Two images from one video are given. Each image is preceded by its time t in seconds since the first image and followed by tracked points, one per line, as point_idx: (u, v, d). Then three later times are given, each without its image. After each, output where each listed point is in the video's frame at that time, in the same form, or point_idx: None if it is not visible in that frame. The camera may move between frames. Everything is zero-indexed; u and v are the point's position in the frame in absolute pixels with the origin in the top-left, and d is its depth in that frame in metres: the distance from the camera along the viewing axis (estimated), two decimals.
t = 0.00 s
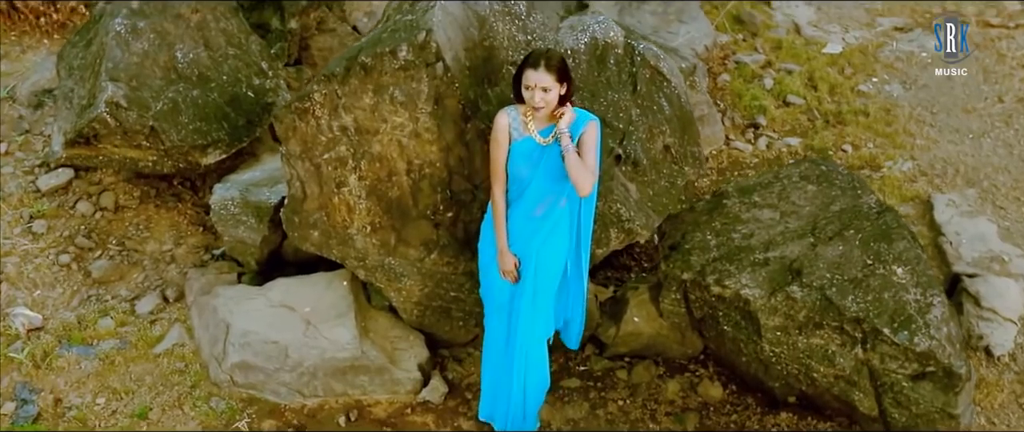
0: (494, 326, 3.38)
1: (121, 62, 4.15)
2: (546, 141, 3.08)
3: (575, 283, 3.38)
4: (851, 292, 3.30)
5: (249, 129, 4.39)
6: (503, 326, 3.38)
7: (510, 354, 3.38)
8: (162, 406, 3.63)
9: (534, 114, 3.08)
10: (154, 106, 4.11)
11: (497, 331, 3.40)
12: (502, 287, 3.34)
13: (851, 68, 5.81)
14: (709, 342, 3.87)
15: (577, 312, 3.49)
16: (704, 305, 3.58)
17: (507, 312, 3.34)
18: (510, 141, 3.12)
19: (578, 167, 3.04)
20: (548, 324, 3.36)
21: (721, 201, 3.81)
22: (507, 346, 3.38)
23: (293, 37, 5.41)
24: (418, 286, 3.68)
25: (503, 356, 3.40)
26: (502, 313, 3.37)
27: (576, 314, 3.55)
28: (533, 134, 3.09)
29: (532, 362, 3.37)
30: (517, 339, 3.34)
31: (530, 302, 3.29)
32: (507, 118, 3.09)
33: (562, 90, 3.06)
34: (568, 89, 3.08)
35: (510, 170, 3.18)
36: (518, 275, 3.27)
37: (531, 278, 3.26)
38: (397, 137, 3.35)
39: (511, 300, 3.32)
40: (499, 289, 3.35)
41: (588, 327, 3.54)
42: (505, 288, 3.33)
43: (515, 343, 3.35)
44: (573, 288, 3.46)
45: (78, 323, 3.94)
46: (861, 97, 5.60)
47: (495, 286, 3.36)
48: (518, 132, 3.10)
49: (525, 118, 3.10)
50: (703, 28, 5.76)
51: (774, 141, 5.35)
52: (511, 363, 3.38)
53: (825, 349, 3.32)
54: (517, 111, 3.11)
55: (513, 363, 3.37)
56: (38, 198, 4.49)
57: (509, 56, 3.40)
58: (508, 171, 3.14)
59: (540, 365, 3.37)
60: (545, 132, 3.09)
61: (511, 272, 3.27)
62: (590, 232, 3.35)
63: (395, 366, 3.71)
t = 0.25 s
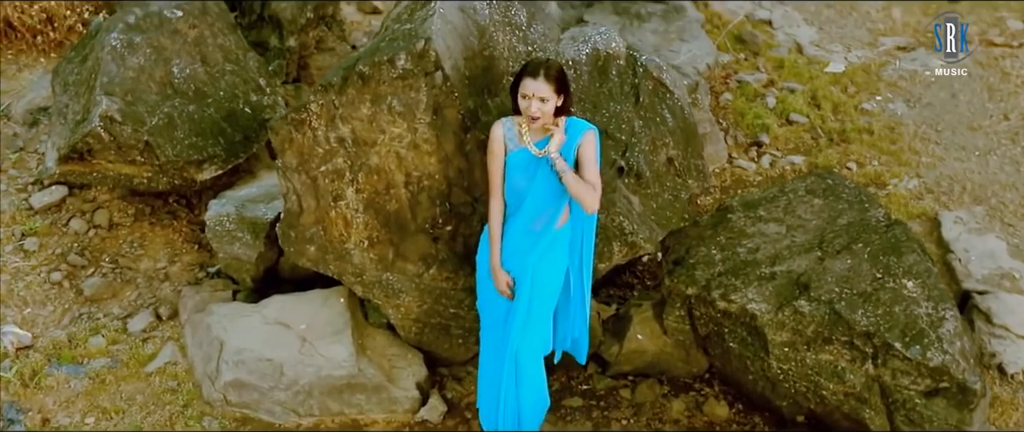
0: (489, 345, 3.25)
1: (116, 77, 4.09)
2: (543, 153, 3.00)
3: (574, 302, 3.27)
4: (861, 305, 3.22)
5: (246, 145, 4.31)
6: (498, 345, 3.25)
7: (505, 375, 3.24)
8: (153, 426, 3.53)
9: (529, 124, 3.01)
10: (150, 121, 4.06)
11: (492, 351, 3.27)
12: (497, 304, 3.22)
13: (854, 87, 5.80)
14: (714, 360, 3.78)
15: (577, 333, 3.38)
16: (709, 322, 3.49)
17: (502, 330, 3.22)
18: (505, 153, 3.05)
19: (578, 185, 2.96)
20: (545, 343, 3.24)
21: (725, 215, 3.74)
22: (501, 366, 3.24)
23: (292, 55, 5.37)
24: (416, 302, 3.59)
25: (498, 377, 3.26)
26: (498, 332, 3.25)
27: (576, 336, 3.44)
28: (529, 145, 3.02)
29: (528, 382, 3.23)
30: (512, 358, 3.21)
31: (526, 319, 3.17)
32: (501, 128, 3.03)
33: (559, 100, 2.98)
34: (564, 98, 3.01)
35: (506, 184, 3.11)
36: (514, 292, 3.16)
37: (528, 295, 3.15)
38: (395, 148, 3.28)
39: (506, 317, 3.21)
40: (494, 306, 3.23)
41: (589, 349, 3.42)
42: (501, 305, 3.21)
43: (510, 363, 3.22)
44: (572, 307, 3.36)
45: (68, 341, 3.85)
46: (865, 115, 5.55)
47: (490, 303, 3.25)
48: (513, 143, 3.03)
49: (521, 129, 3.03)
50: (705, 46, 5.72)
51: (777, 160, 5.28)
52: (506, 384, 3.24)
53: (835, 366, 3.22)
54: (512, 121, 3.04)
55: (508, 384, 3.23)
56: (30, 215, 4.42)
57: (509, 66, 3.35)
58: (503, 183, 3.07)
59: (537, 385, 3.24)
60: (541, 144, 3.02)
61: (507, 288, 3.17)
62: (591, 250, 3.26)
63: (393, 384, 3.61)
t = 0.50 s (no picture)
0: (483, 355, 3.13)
1: (112, 86, 4.04)
2: (540, 161, 2.96)
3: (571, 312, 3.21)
4: (870, 314, 3.15)
5: (243, 156, 4.25)
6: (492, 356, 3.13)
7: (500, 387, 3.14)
8: None
9: (526, 132, 2.97)
10: (145, 131, 4.01)
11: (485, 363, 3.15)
12: (491, 315, 3.12)
13: (857, 101, 5.74)
14: (719, 373, 3.71)
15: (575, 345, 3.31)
16: (714, 333, 3.40)
17: (496, 341, 3.11)
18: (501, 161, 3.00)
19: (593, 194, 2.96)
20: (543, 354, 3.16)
21: (729, 224, 3.67)
22: (496, 378, 3.13)
23: (291, 68, 5.33)
24: (415, 313, 3.53)
25: (493, 390, 3.15)
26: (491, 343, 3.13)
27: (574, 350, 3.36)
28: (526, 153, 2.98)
29: (525, 394, 3.12)
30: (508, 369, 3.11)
31: (523, 328, 3.08)
32: (496, 136, 2.99)
33: (557, 106, 2.94)
34: (563, 105, 2.97)
35: (500, 192, 3.04)
36: (510, 301, 3.07)
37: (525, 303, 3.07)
38: (393, 155, 3.22)
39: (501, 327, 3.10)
40: (488, 317, 3.13)
41: (588, 362, 3.35)
42: (495, 316, 3.11)
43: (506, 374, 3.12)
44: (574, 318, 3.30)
45: (59, 354, 3.78)
46: (869, 129, 5.50)
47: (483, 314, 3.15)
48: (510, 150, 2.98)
49: (517, 137, 2.99)
50: (706, 59, 5.68)
51: (780, 173, 5.22)
52: (501, 396, 3.13)
53: (843, 377, 3.14)
54: (508, 130, 3.00)
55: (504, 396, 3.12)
56: (23, 228, 4.36)
57: (509, 73, 3.31)
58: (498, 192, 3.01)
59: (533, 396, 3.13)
60: (539, 151, 2.97)
61: (502, 297, 3.08)
62: (589, 260, 3.20)
63: (391, 397, 3.53)
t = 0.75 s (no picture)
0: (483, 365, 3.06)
1: (107, 95, 4.00)
2: (537, 163, 2.87)
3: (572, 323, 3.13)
4: (878, 322, 3.08)
5: (240, 166, 4.19)
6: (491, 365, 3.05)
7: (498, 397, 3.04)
8: None
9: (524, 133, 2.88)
10: (140, 140, 3.95)
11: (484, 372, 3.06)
12: (491, 322, 3.06)
13: (859, 114, 5.70)
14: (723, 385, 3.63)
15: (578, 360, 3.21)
16: (717, 343, 3.34)
17: (495, 349, 3.04)
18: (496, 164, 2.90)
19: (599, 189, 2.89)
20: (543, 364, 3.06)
21: (734, 232, 3.61)
22: (494, 387, 3.04)
23: (289, 80, 5.28)
24: (413, 324, 3.47)
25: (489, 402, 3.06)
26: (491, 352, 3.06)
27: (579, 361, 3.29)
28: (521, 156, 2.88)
29: (524, 404, 3.02)
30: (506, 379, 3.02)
31: (521, 337, 3.00)
32: (492, 138, 2.88)
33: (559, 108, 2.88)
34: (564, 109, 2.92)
35: (497, 198, 2.98)
36: (510, 308, 3.01)
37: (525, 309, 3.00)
38: (390, 160, 3.16)
39: (500, 335, 3.03)
40: (488, 325, 3.07)
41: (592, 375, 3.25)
42: (495, 324, 3.05)
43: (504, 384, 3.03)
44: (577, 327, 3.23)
45: (50, 366, 3.70)
46: (872, 141, 5.44)
47: (484, 323, 3.09)
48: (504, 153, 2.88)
49: (512, 140, 2.89)
50: (707, 72, 5.65)
51: (783, 185, 5.17)
52: (497, 406, 3.03)
53: (851, 386, 3.07)
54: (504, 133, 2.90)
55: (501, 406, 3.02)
56: (16, 240, 4.31)
57: (509, 77, 3.26)
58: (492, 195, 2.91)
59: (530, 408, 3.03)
60: (535, 154, 2.88)
61: (502, 304, 3.03)
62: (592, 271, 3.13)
63: (388, 409, 3.45)
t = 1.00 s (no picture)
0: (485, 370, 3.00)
1: (102, 103, 3.95)
2: (535, 161, 2.82)
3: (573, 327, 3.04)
4: (887, 328, 3.01)
5: (236, 176, 4.13)
6: (495, 372, 2.99)
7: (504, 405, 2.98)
8: None
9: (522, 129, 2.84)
10: (135, 149, 3.90)
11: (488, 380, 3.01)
12: (491, 330, 2.99)
13: (862, 127, 5.65)
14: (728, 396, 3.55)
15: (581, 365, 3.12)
16: (722, 353, 3.28)
17: (497, 352, 2.98)
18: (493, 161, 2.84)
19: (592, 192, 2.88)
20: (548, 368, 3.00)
21: (737, 240, 3.54)
22: (500, 395, 2.98)
23: (287, 92, 5.23)
24: (411, 333, 3.40)
25: (494, 409, 3.00)
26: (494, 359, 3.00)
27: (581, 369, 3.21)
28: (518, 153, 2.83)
29: (529, 409, 2.97)
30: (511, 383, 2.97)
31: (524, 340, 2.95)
32: (491, 132, 2.83)
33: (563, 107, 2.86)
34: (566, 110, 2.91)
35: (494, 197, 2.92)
36: (509, 314, 2.95)
37: (525, 315, 2.94)
38: (388, 164, 3.11)
39: (501, 342, 2.97)
40: (488, 332, 3.01)
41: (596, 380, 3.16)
42: (495, 331, 2.98)
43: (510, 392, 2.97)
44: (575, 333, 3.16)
45: (39, 378, 3.62)
46: (875, 154, 5.38)
47: (484, 330, 3.03)
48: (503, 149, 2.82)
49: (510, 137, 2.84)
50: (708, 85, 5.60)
51: (786, 198, 5.11)
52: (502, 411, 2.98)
53: (860, 395, 3.01)
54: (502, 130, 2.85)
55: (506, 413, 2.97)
56: (8, 251, 4.25)
57: (508, 80, 3.21)
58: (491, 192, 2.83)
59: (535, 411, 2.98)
60: (532, 151, 2.83)
61: (501, 312, 2.96)
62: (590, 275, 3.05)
63: (385, 421, 3.37)
